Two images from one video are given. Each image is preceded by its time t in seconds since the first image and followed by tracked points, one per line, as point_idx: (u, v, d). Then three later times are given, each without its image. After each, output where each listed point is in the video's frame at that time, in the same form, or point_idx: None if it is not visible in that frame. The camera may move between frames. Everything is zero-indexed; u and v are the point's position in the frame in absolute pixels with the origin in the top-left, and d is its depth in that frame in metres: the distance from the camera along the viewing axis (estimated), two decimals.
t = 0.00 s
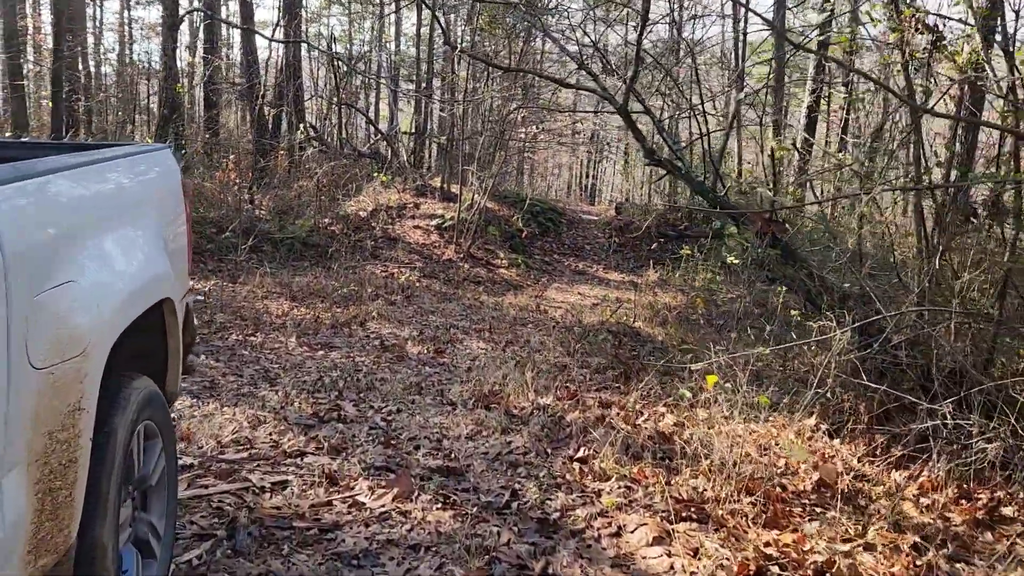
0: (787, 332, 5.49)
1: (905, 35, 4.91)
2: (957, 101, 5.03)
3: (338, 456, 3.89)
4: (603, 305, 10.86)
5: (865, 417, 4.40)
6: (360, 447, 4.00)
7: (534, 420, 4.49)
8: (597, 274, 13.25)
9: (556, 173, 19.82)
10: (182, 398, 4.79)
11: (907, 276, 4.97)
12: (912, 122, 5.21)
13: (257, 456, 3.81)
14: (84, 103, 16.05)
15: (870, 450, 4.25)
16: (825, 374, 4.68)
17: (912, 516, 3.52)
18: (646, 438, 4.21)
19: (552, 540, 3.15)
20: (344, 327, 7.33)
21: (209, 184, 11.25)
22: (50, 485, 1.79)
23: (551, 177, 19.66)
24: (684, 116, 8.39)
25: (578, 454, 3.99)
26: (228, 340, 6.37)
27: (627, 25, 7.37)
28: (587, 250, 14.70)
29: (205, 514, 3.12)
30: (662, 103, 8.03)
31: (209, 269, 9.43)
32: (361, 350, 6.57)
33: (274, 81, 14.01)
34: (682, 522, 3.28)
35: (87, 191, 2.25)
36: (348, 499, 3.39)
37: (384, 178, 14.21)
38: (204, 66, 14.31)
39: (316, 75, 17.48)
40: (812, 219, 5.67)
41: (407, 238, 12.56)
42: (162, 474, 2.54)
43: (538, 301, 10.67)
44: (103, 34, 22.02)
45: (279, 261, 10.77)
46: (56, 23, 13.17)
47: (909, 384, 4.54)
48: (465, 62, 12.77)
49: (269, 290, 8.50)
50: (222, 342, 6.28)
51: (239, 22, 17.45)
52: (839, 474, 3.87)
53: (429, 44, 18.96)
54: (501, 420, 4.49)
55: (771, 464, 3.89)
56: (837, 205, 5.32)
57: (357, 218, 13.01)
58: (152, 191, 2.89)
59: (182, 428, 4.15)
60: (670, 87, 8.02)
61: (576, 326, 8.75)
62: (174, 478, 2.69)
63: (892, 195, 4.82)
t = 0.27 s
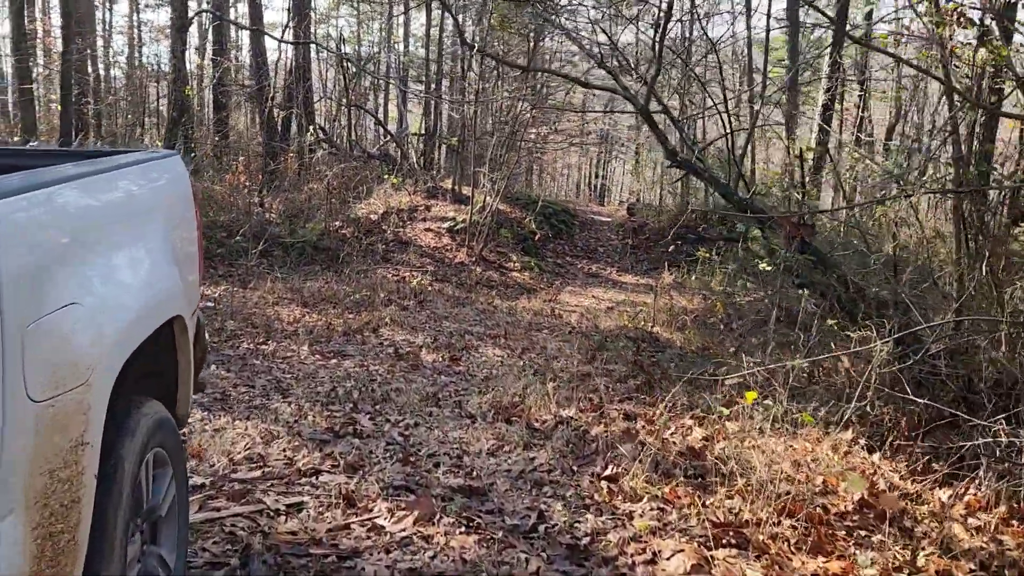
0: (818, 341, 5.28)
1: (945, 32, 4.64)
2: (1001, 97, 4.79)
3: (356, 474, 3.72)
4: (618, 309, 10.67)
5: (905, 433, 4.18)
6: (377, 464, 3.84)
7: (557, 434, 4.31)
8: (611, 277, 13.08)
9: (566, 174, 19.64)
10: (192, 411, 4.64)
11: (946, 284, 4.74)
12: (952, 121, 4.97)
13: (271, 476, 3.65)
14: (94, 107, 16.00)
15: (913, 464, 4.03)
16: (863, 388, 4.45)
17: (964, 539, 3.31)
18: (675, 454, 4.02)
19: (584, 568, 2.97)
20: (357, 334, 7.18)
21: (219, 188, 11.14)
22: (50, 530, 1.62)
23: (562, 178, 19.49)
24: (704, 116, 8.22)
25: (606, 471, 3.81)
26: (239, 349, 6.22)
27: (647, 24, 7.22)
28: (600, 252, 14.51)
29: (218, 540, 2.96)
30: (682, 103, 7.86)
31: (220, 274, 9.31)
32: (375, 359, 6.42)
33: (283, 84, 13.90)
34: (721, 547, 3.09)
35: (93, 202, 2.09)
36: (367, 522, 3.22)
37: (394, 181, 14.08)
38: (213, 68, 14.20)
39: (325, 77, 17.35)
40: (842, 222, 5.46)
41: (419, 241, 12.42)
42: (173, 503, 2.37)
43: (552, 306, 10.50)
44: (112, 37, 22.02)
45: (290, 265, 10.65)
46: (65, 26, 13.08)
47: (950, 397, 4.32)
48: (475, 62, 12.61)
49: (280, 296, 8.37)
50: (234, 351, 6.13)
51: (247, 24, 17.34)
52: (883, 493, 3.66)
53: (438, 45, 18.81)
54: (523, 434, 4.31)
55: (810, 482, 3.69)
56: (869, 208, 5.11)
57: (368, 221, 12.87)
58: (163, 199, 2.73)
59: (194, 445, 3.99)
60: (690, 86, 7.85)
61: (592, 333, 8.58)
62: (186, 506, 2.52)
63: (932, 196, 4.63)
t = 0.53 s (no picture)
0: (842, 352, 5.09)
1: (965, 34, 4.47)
2: None
3: (366, 498, 3.56)
4: (629, 315, 10.50)
5: (940, 451, 3.97)
6: (389, 486, 3.68)
7: (575, 452, 4.14)
8: (620, 281, 12.93)
9: (573, 176, 19.47)
10: (196, 428, 4.48)
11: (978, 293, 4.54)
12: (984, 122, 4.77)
13: (279, 500, 3.50)
14: (97, 111, 15.90)
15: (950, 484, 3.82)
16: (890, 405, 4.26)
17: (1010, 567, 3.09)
18: (700, 474, 3.84)
19: None
20: (364, 343, 7.02)
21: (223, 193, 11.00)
22: None
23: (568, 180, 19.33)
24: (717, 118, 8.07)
25: (628, 493, 3.64)
26: (244, 360, 6.07)
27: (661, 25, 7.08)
28: (609, 255, 14.33)
29: (223, 573, 2.80)
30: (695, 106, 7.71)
31: (225, 281, 9.17)
32: (383, 369, 6.26)
33: (287, 87, 13.76)
34: None
35: (91, 222, 1.95)
36: (379, 552, 3.05)
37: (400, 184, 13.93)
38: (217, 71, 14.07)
39: (330, 79, 17.21)
40: (866, 228, 5.28)
41: (425, 245, 12.27)
42: (175, 542, 2.20)
43: (562, 311, 10.35)
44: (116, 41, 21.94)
45: (295, 271, 10.51)
46: (67, 30, 12.95)
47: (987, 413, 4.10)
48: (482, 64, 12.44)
49: (286, 303, 8.22)
50: (238, 362, 5.98)
51: (251, 26, 17.21)
52: (922, 515, 3.47)
53: (442, 47, 18.67)
54: (540, 452, 4.15)
55: (844, 504, 3.51)
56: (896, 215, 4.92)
57: (374, 225, 12.72)
58: (166, 216, 2.58)
59: (198, 466, 3.83)
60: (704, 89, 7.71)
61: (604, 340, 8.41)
62: (190, 543, 2.34)
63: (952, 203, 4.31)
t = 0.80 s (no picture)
0: (861, 358, 4.92)
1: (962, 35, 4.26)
2: None
3: (368, 514, 3.39)
4: (635, 318, 10.33)
5: (969, 464, 3.79)
6: (392, 502, 3.51)
7: (586, 464, 3.97)
8: (627, 283, 12.80)
9: (577, 177, 19.33)
10: (192, 438, 4.32)
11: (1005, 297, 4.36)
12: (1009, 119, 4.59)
13: (276, 516, 3.33)
14: (99, 112, 15.78)
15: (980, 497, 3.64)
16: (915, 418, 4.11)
17: None
18: (717, 487, 3.67)
19: None
20: (366, 348, 6.86)
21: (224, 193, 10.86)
22: None
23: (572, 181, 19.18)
24: (727, 117, 7.95)
25: (642, 509, 3.47)
26: (243, 366, 5.91)
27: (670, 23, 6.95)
28: (614, 257, 14.18)
29: None
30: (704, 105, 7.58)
31: (225, 284, 9.03)
32: (386, 375, 6.10)
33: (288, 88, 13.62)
34: None
35: (75, 226, 1.81)
36: (381, 573, 2.89)
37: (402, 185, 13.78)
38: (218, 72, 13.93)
39: (332, 80, 17.07)
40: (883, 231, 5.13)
41: (428, 247, 12.11)
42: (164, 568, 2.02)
43: (567, 314, 10.20)
44: (119, 42, 21.87)
45: (296, 273, 10.35)
46: (66, 30, 12.81)
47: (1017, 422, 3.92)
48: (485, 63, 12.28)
49: (287, 307, 8.07)
50: (238, 369, 5.78)
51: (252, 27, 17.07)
52: (954, 532, 3.29)
53: (445, 48, 18.56)
54: (549, 464, 3.98)
55: (870, 520, 3.34)
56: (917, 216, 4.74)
57: (376, 228, 12.58)
58: (158, 218, 2.44)
59: (192, 480, 3.67)
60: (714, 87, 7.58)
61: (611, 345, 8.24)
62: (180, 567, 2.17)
63: (975, 206, 4.13)
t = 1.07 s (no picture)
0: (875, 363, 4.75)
1: (973, 23, 4.03)
2: None
3: (359, 529, 3.22)
4: (638, 319, 10.15)
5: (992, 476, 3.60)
6: (385, 516, 3.34)
7: (589, 475, 3.79)
8: (629, 283, 12.67)
9: (578, 176, 19.16)
10: (178, 447, 4.14)
11: None
12: None
13: (262, 532, 3.16)
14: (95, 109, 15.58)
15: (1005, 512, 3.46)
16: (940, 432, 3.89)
17: None
18: (727, 500, 3.49)
19: None
20: (362, 350, 6.68)
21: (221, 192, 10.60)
22: None
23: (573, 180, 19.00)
24: (732, 114, 7.79)
25: (649, 524, 3.29)
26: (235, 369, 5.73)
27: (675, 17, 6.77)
28: (615, 257, 14.00)
29: None
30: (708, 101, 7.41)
31: (220, 285, 8.85)
32: (382, 379, 5.92)
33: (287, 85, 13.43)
34: None
35: (28, 227, 1.65)
36: None
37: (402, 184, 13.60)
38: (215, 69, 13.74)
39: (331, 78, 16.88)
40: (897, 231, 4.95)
41: (428, 246, 11.94)
42: None
43: (569, 314, 10.03)
44: (117, 39, 21.66)
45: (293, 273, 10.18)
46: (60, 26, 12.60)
47: None
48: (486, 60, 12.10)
49: (282, 308, 7.89)
50: (229, 372, 5.54)
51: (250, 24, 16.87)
52: (980, 550, 3.11)
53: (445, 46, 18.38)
54: (550, 475, 3.80)
55: (890, 536, 3.16)
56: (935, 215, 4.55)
57: (375, 227, 12.40)
58: (128, 217, 2.28)
59: (174, 492, 3.49)
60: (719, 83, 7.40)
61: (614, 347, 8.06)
62: None
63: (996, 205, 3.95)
